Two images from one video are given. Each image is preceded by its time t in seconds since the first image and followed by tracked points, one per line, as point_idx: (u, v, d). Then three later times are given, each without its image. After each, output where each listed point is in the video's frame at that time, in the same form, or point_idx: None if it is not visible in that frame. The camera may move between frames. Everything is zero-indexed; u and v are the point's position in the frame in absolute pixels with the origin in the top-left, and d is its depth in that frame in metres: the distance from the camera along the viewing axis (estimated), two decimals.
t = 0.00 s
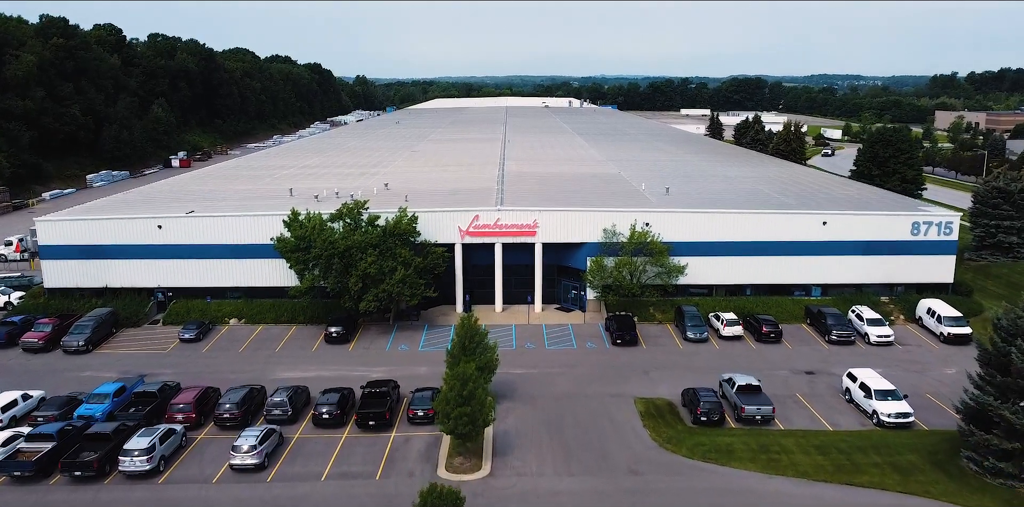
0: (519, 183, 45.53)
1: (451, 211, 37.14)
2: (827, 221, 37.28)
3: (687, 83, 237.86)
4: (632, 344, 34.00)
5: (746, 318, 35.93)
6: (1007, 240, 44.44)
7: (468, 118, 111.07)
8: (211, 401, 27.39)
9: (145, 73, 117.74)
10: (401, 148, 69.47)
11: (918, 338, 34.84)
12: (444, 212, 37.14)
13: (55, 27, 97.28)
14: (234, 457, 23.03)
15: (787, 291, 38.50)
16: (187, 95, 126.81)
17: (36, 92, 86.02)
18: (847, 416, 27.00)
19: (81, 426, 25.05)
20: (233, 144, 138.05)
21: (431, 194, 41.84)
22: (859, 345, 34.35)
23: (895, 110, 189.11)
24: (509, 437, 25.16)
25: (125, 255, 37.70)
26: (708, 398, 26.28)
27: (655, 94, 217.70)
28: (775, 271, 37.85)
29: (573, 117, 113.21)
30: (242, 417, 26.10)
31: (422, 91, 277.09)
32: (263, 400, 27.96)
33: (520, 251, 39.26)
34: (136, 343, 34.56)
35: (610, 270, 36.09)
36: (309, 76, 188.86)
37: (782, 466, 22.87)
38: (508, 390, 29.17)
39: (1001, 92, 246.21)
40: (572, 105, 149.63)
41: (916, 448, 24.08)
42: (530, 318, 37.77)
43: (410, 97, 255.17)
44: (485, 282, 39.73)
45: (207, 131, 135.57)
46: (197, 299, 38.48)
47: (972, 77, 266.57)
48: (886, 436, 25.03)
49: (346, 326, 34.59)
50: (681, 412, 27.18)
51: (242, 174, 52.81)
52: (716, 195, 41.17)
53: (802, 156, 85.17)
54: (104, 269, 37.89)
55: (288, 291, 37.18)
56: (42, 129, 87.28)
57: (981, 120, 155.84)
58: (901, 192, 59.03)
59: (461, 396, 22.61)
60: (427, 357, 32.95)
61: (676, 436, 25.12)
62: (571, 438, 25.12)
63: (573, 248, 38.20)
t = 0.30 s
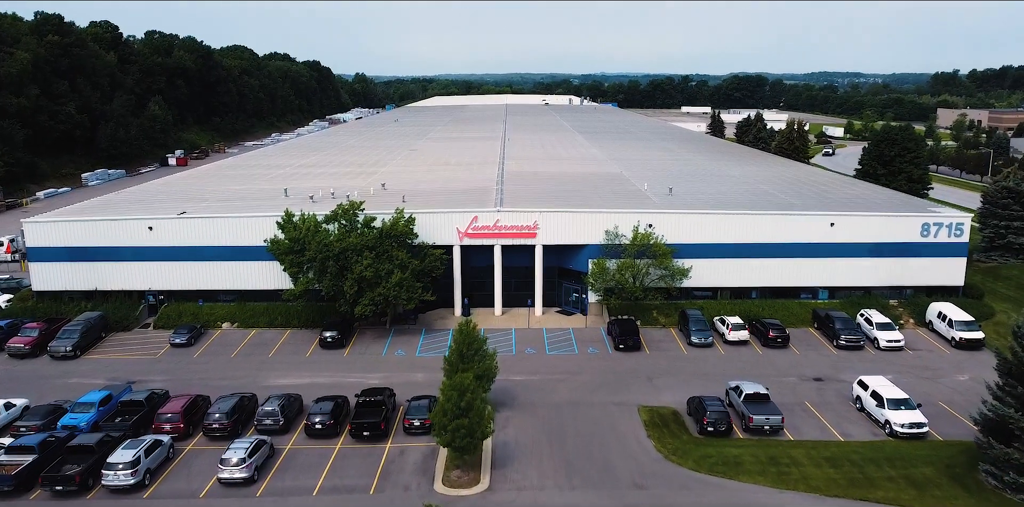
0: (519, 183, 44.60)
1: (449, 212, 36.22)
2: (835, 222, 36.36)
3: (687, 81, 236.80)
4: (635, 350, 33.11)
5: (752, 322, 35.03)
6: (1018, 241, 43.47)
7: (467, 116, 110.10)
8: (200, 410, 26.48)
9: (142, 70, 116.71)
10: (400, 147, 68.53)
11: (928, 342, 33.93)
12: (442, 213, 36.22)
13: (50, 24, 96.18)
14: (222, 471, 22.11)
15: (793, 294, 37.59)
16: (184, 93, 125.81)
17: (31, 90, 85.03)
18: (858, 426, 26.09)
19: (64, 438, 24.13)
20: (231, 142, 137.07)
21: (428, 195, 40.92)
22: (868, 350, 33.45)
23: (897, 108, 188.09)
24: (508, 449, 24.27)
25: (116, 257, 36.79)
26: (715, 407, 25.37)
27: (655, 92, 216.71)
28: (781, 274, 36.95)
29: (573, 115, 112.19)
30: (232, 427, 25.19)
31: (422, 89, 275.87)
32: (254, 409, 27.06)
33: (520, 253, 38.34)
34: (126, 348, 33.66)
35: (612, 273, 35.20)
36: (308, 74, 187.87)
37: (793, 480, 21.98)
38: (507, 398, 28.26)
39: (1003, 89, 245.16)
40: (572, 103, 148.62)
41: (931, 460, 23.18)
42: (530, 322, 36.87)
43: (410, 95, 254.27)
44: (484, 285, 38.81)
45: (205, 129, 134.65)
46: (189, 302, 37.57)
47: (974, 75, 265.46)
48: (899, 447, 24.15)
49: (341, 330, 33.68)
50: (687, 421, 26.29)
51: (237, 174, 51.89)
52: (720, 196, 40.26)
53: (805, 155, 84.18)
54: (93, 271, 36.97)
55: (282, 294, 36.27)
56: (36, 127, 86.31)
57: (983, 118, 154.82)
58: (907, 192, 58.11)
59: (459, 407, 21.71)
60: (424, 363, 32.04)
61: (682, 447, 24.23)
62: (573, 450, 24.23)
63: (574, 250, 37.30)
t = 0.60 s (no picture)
0: (519, 180, 43.64)
1: (448, 212, 35.28)
2: (844, 221, 35.42)
3: (688, 76, 235.47)
4: (639, 353, 32.19)
5: (758, 325, 34.11)
6: None
7: (468, 112, 109.05)
8: (189, 417, 25.59)
9: (138, 65, 115.68)
10: (399, 143, 67.58)
11: (940, 345, 33.02)
12: (440, 212, 35.28)
13: (45, 19, 95.21)
14: (210, 483, 21.20)
15: (800, 295, 36.70)
16: (182, 88, 124.77)
17: (25, 85, 84.07)
18: (871, 434, 25.19)
19: (46, 447, 23.23)
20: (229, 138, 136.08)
21: (427, 193, 39.97)
22: (878, 353, 32.56)
23: (899, 103, 186.97)
24: (508, 459, 23.40)
25: (105, 257, 35.87)
26: (722, 415, 24.46)
27: (657, 87, 215.80)
28: (788, 275, 36.04)
29: (574, 111, 111.21)
30: (221, 435, 24.30)
31: (422, 84, 274.53)
32: (245, 416, 26.17)
33: (520, 253, 37.39)
34: (116, 351, 32.76)
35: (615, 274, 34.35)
36: (308, 69, 186.76)
37: (805, 493, 21.09)
38: (507, 404, 27.37)
39: (1006, 84, 244.01)
40: (573, 98, 147.54)
41: (948, 471, 22.30)
42: (530, 324, 35.95)
43: (410, 90, 253.17)
44: (483, 285, 37.89)
45: (202, 124, 133.62)
46: (181, 303, 36.65)
47: (976, 69, 264.18)
48: (915, 457, 23.26)
49: (336, 333, 32.77)
50: (693, 429, 25.40)
51: (232, 171, 50.90)
52: (725, 194, 39.33)
53: (810, 151, 83.18)
54: (82, 272, 36.04)
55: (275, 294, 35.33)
56: (31, 123, 85.38)
57: (987, 114, 153.71)
58: (914, 189, 57.12)
59: (455, 419, 20.81)
60: (421, 367, 31.13)
61: (689, 457, 23.34)
62: (575, 460, 23.34)
63: (576, 250, 36.38)
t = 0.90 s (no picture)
0: (519, 178, 42.68)
1: (446, 211, 34.33)
2: (853, 220, 34.47)
3: (689, 71, 234.11)
4: (643, 356, 31.28)
5: (765, 327, 33.20)
6: None
7: (467, 107, 107.99)
8: (177, 425, 24.68)
9: (135, 61, 114.59)
10: (397, 139, 66.58)
11: (952, 348, 32.10)
12: (438, 211, 34.34)
13: (39, 14, 94.12)
14: (197, 497, 20.29)
15: (808, 296, 35.79)
16: (179, 83, 123.69)
17: (19, 80, 83.03)
18: (884, 442, 24.29)
19: (28, 458, 22.32)
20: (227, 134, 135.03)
21: (425, 191, 39.03)
22: (888, 356, 31.65)
23: (902, 98, 185.80)
24: (508, 470, 22.51)
25: (94, 257, 34.93)
26: (731, 423, 23.56)
27: (658, 82, 214.66)
28: (795, 275, 35.11)
29: (575, 106, 110.15)
30: (210, 445, 23.38)
31: (422, 79, 273.11)
32: (235, 424, 25.26)
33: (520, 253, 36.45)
34: (104, 355, 31.84)
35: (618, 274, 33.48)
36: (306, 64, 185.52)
37: None
38: (507, 411, 26.48)
39: (1008, 79, 242.76)
40: (573, 93, 146.39)
41: (966, 483, 21.41)
42: (531, 325, 35.05)
43: (409, 85, 251.92)
44: (483, 286, 36.98)
45: (200, 120, 132.57)
46: (173, 304, 35.73)
47: (978, 64, 262.83)
48: (931, 468, 22.37)
49: (331, 335, 31.86)
50: (700, 437, 24.51)
51: (227, 168, 49.91)
52: (730, 191, 38.38)
53: (813, 147, 82.14)
54: (70, 272, 35.10)
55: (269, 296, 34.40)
56: (25, 119, 84.36)
57: (990, 109, 152.55)
58: (921, 186, 56.10)
59: (452, 431, 19.88)
60: (419, 371, 30.22)
61: (697, 468, 22.46)
62: (578, 470, 22.45)
63: (578, 250, 35.45)
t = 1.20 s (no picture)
0: (520, 176, 41.71)
1: (444, 210, 33.35)
2: (863, 220, 33.52)
3: (689, 66, 232.89)
4: (647, 361, 30.36)
5: (773, 329, 32.29)
6: None
7: (466, 102, 106.96)
8: (165, 434, 23.78)
9: (131, 55, 113.49)
10: (395, 136, 65.63)
11: (966, 352, 31.17)
12: (436, 210, 33.38)
13: (33, 8, 92.95)
14: None
15: (816, 297, 34.89)
16: (176, 78, 122.57)
17: (13, 75, 81.98)
18: (899, 452, 23.38)
19: (7, 470, 21.42)
20: (224, 129, 133.95)
21: (423, 189, 38.07)
22: (900, 360, 30.74)
23: (904, 93, 184.75)
24: (509, 482, 21.59)
25: (82, 258, 33.97)
26: (740, 433, 22.65)
27: (658, 76, 213.60)
28: (803, 276, 34.16)
29: (575, 102, 109.15)
30: (199, 456, 22.47)
31: (421, 74, 271.72)
32: (225, 433, 24.35)
33: (521, 253, 35.51)
34: (93, 359, 30.94)
35: (622, 276, 32.58)
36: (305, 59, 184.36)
37: None
38: (507, 419, 25.58)
39: (1010, 74, 241.60)
40: (573, 88, 145.36)
41: (986, 496, 20.52)
42: (532, 327, 34.12)
43: (409, 81, 250.73)
44: (482, 287, 36.06)
45: (197, 116, 131.52)
46: (164, 306, 34.80)
47: (980, 59, 261.63)
48: (949, 480, 21.46)
49: (326, 339, 30.95)
50: (708, 447, 23.61)
51: (221, 165, 48.94)
52: (736, 190, 37.44)
53: (817, 143, 81.13)
54: (58, 273, 34.14)
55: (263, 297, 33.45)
56: (19, 115, 83.30)
57: (993, 104, 151.50)
58: (928, 183, 55.13)
59: (449, 444, 19.01)
60: (417, 376, 29.32)
61: (705, 480, 21.56)
62: (582, 483, 21.54)
63: (580, 250, 34.51)
